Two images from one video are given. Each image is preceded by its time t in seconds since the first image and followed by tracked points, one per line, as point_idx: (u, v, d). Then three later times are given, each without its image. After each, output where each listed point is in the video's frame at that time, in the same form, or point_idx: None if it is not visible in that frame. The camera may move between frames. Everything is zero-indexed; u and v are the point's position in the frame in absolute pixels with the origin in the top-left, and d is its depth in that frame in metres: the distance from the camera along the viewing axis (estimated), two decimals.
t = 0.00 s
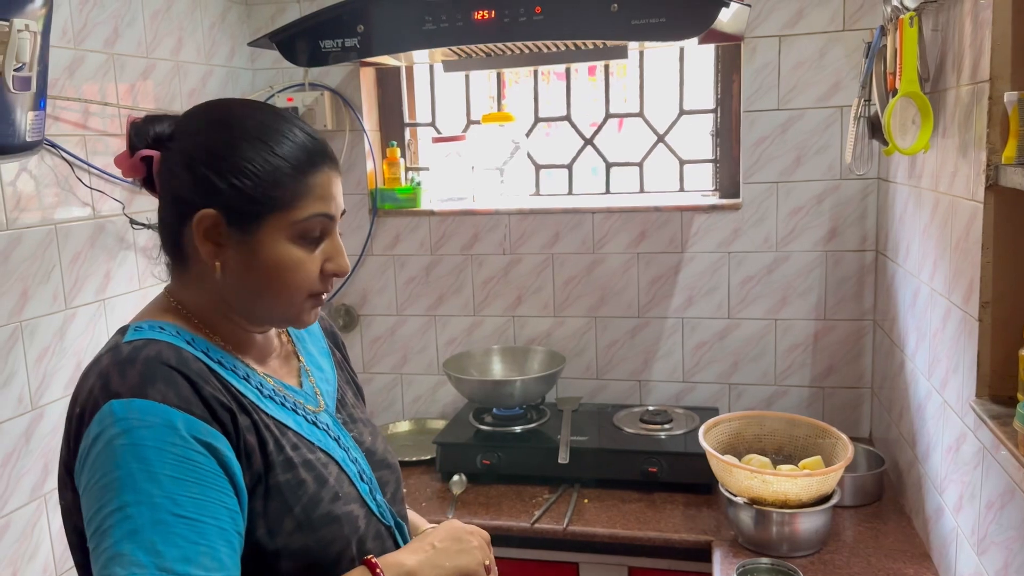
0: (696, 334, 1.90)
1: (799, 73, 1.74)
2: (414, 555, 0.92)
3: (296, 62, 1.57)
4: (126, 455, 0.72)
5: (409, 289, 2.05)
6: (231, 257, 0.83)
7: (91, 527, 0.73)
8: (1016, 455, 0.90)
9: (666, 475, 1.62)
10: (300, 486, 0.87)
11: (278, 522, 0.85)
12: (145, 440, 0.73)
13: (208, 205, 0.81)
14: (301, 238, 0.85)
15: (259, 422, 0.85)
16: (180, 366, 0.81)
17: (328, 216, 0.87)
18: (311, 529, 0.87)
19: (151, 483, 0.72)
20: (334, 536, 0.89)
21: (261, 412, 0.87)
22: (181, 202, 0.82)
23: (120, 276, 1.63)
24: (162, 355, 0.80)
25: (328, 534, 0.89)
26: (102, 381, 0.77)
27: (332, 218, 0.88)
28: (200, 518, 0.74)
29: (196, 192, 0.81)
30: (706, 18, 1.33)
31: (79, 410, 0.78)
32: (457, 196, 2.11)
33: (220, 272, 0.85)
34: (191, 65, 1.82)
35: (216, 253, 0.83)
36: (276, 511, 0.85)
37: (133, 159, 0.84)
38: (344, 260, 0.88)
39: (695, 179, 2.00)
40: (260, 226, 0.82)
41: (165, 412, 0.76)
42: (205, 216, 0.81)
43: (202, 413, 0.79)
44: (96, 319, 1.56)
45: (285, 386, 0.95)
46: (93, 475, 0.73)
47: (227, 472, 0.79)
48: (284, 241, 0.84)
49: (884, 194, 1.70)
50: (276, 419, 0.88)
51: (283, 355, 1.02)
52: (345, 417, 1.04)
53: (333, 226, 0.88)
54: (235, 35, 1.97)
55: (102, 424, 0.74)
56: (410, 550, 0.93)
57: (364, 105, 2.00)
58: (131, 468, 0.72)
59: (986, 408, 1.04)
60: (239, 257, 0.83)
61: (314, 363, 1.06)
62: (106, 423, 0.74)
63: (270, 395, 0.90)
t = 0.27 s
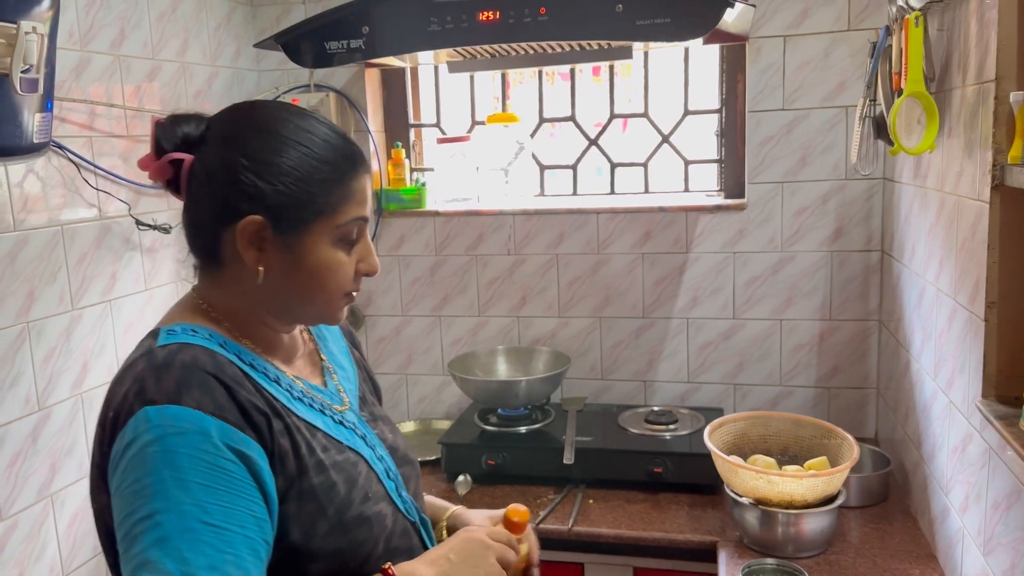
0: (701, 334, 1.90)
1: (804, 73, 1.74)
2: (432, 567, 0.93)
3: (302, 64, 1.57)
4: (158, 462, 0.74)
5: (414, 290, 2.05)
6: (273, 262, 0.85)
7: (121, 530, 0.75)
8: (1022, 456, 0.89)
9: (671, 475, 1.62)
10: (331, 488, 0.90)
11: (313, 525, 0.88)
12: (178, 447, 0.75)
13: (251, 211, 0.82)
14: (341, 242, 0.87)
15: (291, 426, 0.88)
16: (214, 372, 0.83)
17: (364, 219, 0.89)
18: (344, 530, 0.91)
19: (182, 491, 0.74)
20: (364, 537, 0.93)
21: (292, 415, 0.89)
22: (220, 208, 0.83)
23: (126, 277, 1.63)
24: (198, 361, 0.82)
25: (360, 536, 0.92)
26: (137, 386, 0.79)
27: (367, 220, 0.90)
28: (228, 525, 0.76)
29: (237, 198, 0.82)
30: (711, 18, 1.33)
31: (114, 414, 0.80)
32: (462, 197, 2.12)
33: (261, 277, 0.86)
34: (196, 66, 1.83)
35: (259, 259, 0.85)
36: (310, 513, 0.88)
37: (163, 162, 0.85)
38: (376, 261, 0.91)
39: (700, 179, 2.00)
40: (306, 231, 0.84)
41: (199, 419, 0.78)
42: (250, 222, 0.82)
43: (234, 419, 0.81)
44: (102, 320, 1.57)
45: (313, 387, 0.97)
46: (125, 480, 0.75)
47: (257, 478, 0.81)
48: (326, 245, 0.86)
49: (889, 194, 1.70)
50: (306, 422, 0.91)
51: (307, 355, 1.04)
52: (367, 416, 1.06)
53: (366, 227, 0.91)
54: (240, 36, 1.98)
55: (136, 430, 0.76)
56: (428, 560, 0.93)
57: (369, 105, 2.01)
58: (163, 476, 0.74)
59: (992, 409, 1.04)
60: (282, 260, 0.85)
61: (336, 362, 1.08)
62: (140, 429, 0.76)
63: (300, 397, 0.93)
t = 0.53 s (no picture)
0: (701, 334, 1.90)
1: (804, 71, 1.73)
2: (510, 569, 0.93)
3: (300, 63, 1.57)
4: (259, 444, 0.73)
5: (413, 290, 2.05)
6: (381, 259, 0.85)
7: (219, 509, 0.75)
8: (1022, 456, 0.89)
9: (671, 475, 1.62)
10: (415, 481, 0.87)
11: (395, 515, 0.85)
12: (278, 430, 0.74)
13: (364, 209, 0.82)
14: (439, 240, 0.88)
15: (379, 417, 0.86)
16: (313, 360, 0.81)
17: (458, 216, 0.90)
18: (424, 522, 0.87)
19: (280, 473, 0.73)
20: (443, 531, 0.89)
21: (380, 407, 0.87)
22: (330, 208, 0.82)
23: (125, 277, 1.63)
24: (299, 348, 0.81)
25: (439, 529, 0.89)
26: (240, 370, 0.78)
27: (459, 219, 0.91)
28: (321, 510, 0.74)
29: (348, 197, 0.81)
30: (710, 16, 1.32)
31: (214, 395, 0.79)
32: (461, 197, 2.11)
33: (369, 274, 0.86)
34: (195, 66, 1.83)
35: (369, 256, 0.84)
36: (393, 504, 0.85)
37: (272, 163, 0.84)
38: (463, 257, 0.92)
39: (700, 178, 1.99)
40: (414, 229, 0.84)
41: (297, 404, 0.76)
42: (362, 221, 0.82)
43: (329, 406, 0.80)
44: (101, 320, 1.57)
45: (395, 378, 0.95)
46: (226, 460, 0.74)
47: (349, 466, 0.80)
48: (430, 242, 0.86)
49: (890, 194, 1.69)
50: (394, 415, 0.88)
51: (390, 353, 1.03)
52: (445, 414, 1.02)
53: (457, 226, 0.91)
54: (239, 35, 1.98)
55: (238, 411, 0.75)
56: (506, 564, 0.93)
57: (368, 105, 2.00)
58: (263, 457, 0.73)
59: (993, 409, 1.03)
60: (391, 257, 0.85)
61: (417, 362, 1.06)
62: (242, 411, 0.75)
63: (388, 390, 0.90)
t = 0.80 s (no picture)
0: (694, 333, 1.90)
1: (797, 70, 1.74)
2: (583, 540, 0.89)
3: (293, 62, 1.57)
4: (361, 403, 0.74)
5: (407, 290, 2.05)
6: (453, 235, 0.85)
7: (323, 462, 0.76)
8: (1012, 454, 0.89)
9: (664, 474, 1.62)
10: (506, 451, 0.86)
11: (480, 484, 0.84)
12: (381, 391, 0.75)
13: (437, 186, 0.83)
14: (515, 222, 0.84)
15: (472, 389, 0.85)
16: (412, 330, 0.82)
17: (540, 200, 0.86)
18: (507, 492, 0.85)
19: (380, 431, 0.73)
20: (526, 504, 0.87)
21: (473, 381, 0.86)
22: (415, 185, 0.85)
23: (118, 277, 1.62)
24: (398, 318, 0.82)
25: (521, 501, 0.87)
26: (344, 335, 0.79)
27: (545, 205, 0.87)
28: (417, 468, 0.75)
29: (427, 176, 0.84)
30: (701, 16, 1.32)
31: (320, 358, 0.80)
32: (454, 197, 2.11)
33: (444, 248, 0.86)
34: (187, 65, 1.82)
35: (441, 231, 0.85)
36: (480, 473, 0.84)
37: (377, 144, 0.89)
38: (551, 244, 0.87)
39: (694, 177, 1.99)
40: (483, 209, 0.83)
41: (398, 368, 0.77)
42: (433, 198, 0.83)
43: (428, 373, 0.80)
44: (93, 321, 1.56)
45: (491, 360, 0.94)
46: (330, 415, 0.76)
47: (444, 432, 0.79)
48: (501, 225, 0.84)
49: (882, 193, 1.69)
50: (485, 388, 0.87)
51: (486, 332, 1.00)
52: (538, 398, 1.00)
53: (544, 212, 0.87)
54: (232, 35, 1.97)
55: (342, 371, 0.76)
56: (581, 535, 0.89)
57: (361, 104, 1.99)
58: (365, 415, 0.74)
59: (983, 407, 1.04)
60: (461, 236, 0.84)
61: (513, 345, 1.03)
62: (346, 371, 0.76)
63: (479, 365, 0.90)
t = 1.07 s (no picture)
0: (685, 331, 1.90)
1: (787, 68, 1.74)
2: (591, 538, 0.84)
3: (283, 60, 1.56)
4: (369, 381, 0.76)
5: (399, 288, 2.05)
6: (448, 221, 0.88)
7: (337, 434, 0.79)
8: (999, 450, 0.90)
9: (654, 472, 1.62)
10: (517, 439, 0.84)
11: (488, 470, 0.82)
12: (387, 370, 0.76)
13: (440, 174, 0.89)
14: (487, 210, 0.83)
15: (487, 377, 0.84)
16: (430, 315, 0.83)
17: (506, 190, 0.82)
18: (517, 482, 0.83)
19: (383, 408, 0.75)
20: (538, 493, 0.84)
21: (492, 369, 0.86)
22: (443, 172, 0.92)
23: (107, 276, 1.62)
24: (416, 304, 0.83)
25: (533, 491, 0.84)
26: (366, 317, 0.82)
27: (523, 196, 0.82)
28: (416, 447, 0.75)
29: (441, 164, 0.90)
30: (691, 14, 1.32)
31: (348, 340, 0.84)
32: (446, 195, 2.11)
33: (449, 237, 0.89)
34: (177, 63, 1.81)
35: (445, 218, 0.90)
36: (489, 458, 0.82)
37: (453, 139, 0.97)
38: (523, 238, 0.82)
39: (685, 175, 2.00)
40: (457, 197, 0.84)
41: (407, 350, 0.78)
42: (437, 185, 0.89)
43: (438, 357, 0.80)
44: (82, 319, 1.56)
45: (526, 353, 0.93)
46: (345, 391, 0.78)
47: (451, 415, 0.80)
48: (469, 212, 0.84)
49: (872, 190, 1.70)
50: (502, 375, 0.86)
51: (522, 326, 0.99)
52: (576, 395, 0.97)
53: (522, 203, 0.83)
54: (221, 32, 1.96)
55: (359, 350, 0.79)
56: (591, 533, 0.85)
57: (352, 102, 1.99)
58: (371, 392, 0.76)
59: (971, 404, 1.04)
60: (450, 224, 0.87)
61: (558, 340, 1.00)
62: (361, 350, 0.78)
63: (506, 356, 0.89)
